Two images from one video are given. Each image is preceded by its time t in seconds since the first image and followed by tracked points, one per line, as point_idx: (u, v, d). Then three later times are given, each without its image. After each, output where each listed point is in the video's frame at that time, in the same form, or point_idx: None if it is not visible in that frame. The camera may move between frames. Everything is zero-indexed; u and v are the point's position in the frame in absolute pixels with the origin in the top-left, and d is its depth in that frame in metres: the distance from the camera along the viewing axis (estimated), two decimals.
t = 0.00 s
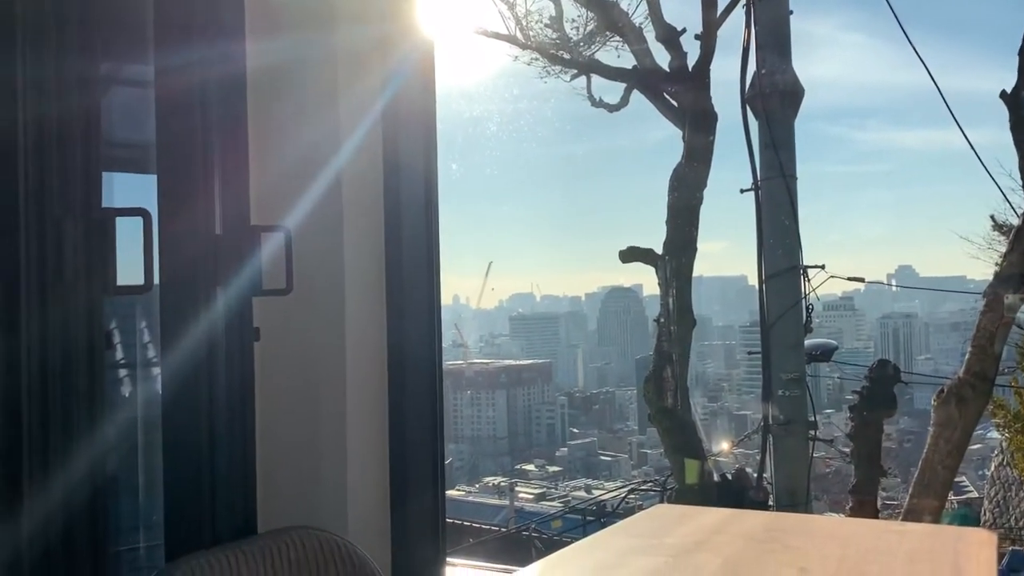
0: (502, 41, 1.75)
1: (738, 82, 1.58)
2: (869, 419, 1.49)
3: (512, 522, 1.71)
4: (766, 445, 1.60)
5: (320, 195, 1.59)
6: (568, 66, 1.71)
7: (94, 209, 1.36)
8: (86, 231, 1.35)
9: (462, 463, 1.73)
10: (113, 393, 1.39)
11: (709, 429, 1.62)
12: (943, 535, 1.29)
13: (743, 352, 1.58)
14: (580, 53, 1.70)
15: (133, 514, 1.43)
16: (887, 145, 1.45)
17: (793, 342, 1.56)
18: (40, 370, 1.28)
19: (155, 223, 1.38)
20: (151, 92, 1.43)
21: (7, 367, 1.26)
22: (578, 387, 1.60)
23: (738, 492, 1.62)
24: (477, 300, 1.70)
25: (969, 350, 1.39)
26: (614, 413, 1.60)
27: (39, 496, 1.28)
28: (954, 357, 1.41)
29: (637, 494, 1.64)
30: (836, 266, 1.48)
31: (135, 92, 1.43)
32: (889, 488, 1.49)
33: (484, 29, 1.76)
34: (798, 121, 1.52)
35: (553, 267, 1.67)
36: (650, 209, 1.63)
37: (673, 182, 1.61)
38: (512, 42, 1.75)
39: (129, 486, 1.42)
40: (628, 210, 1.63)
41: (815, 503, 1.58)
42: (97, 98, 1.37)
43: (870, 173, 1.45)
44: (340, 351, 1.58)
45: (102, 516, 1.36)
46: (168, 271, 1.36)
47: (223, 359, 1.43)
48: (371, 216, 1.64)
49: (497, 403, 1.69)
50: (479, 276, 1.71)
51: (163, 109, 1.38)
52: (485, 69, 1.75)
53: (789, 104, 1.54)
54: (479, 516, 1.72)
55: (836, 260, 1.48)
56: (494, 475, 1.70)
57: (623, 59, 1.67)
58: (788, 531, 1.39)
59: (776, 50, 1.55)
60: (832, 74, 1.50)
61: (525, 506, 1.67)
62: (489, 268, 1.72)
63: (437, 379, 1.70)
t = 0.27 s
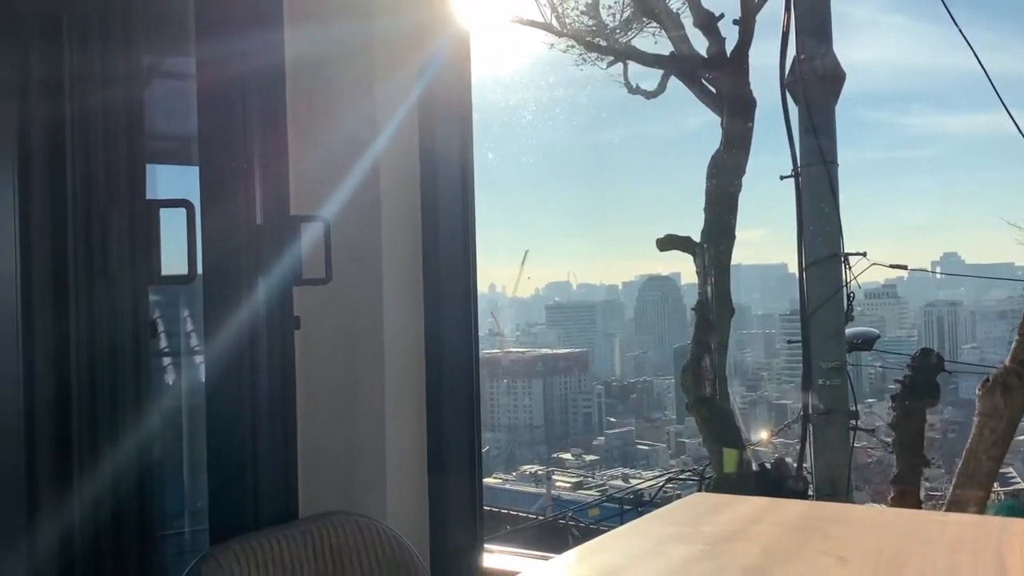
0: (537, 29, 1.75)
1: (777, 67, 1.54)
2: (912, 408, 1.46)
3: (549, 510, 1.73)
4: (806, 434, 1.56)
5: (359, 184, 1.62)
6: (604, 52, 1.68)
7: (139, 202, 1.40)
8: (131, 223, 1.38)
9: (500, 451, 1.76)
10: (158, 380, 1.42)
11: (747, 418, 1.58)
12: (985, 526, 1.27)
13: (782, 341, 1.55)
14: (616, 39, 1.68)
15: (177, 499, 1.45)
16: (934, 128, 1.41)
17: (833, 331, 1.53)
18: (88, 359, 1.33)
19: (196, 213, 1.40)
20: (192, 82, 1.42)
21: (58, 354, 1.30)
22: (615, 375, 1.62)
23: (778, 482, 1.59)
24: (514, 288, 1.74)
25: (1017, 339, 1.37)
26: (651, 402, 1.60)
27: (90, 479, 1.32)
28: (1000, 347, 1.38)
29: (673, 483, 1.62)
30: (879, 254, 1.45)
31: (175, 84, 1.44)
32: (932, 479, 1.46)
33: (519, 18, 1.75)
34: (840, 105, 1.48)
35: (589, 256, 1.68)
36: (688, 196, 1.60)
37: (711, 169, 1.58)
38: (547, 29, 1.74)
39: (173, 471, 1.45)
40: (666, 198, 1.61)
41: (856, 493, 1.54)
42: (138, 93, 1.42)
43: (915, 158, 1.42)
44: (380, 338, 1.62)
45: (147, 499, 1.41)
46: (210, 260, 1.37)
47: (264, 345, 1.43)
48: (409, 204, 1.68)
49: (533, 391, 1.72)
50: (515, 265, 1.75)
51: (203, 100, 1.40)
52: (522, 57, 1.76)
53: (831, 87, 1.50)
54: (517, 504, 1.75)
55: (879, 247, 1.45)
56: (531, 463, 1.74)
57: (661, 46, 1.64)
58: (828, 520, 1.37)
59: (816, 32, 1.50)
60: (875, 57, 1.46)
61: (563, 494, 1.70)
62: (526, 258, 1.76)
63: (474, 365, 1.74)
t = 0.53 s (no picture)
0: (579, 15, 1.74)
1: (822, 51, 1.49)
2: (961, 399, 1.42)
3: (590, 499, 1.74)
4: (852, 425, 1.52)
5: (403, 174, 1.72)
6: (646, 38, 1.67)
7: (188, 190, 1.39)
8: (180, 210, 1.37)
9: (540, 440, 1.80)
10: (205, 367, 1.42)
11: (791, 409, 1.55)
12: None
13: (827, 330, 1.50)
14: (658, 25, 1.66)
15: (226, 485, 1.47)
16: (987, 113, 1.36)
17: (879, 319, 1.48)
18: (139, 344, 1.32)
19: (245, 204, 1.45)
20: (237, 75, 1.48)
21: (110, 340, 1.30)
22: (656, 365, 1.62)
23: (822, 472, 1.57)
24: (553, 277, 1.76)
25: None
26: (693, 392, 1.60)
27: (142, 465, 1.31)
28: None
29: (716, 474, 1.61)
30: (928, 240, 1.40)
31: (220, 75, 1.48)
32: (982, 471, 1.42)
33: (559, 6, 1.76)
34: (887, 91, 1.44)
35: (629, 244, 1.68)
36: (731, 183, 1.58)
37: (755, 156, 1.55)
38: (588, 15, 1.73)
39: (221, 457, 1.46)
40: (710, 185, 1.60)
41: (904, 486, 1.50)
42: (185, 83, 1.40)
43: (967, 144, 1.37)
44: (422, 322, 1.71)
45: (196, 487, 1.39)
46: (258, 249, 1.46)
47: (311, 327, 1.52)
48: (447, 193, 1.79)
49: (572, 380, 1.74)
50: (555, 254, 1.77)
51: (250, 94, 1.47)
52: (563, 43, 1.76)
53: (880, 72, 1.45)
54: (558, 493, 1.77)
55: (928, 234, 1.41)
56: (570, 453, 1.75)
57: (704, 31, 1.61)
58: (874, 510, 1.35)
59: (865, 15, 1.45)
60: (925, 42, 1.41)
61: (603, 484, 1.71)
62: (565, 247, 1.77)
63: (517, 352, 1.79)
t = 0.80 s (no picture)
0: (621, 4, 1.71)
1: (871, 40, 1.46)
2: (1016, 394, 1.37)
3: (630, 492, 1.75)
4: (899, 420, 1.49)
5: (444, 164, 1.73)
6: (691, 27, 1.64)
7: (234, 181, 1.41)
8: (227, 201, 1.40)
9: (580, 432, 1.80)
10: (251, 357, 1.44)
11: (836, 403, 1.53)
12: None
13: (874, 323, 1.47)
14: (702, 13, 1.64)
15: (270, 472, 1.50)
16: None
17: (928, 313, 1.44)
18: (188, 334, 1.34)
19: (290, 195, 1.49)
20: (282, 68, 1.50)
21: (159, 330, 1.31)
22: (698, 358, 1.62)
23: (869, 467, 1.53)
24: (594, 270, 1.76)
25: None
26: (736, 386, 1.58)
27: (190, 454, 1.33)
28: None
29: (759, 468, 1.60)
30: (980, 231, 1.37)
31: (266, 68, 1.49)
32: None
33: None
34: (940, 79, 1.41)
35: (671, 235, 1.67)
36: (777, 173, 1.56)
37: (802, 146, 1.53)
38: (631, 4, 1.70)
39: (266, 446, 1.49)
40: (754, 175, 1.58)
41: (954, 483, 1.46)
42: (233, 76, 1.42)
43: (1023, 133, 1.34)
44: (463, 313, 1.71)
45: (242, 474, 1.42)
46: (303, 240, 1.49)
47: (353, 316, 1.56)
48: (490, 185, 1.79)
49: (614, 372, 1.74)
50: (596, 246, 1.77)
51: (297, 87, 1.51)
52: (608, 37, 1.75)
53: (932, 59, 1.41)
54: (598, 486, 1.78)
55: (981, 224, 1.37)
56: (611, 446, 1.75)
57: (749, 19, 1.59)
58: (923, 506, 1.32)
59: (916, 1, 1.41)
60: (981, 28, 1.37)
61: (644, 477, 1.71)
62: (606, 238, 1.76)
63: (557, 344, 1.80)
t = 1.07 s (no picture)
0: None
1: (917, 30, 1.44)
2: None
3: (667, 487, 1.75)
4: (943, 418, 1.46)
5: (482, 157, 1.74)
6: (731, 18, 1.62)
7: (277, 173, 1.43)
8: (268, 196, 1.42)
9: (616, 427, 1.79)
10: (290, 349, 1.46)
11: (878, 400, 1.50)
12: None
13: (917, 318, 1.45)
14: (743, 4, 1.62)
15: (309, 463, 1.51)
16: None
17: (973, 309, 1.42)
18: (231, 326, 1.37)
19: (331, 186, 1.48)
20: (322, 61, 1.50)
21: (203, 321, 1.33)
22: (737, 353, 1.62)
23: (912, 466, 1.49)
24: (630, 264, 1.76)
25: None
26: (775, 381, 1.58)
27: (234, 443, 1.36)
28: None
29: (798, 465, 1.58)
30: None
31: (305, 62, 1.50)
32: None
33: None
34: (988, 69, 1.38)
35: (709, 229, 1.66)
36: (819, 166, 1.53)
37: (845, 138, 1.50)
38: None
39: (308, 436, 1.51)
40: (795, 168, 1.55)
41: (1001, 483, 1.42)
42: (276, 72, 1.45)
43: None
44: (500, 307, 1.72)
45: (283, 464, 1.45)
46: (343, 232, 1.48)
47: (393, 308, 1.53)
48: (529, 179, 1.81)
49: (650, 367, 1.74)
50: (633, 240, 1.76)
51: (335, 83, 1.50)
52: (647, 30, 1.73)
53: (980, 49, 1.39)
54: (635, 481, 1.78)
55: None
56: (647, 441, 1.75)
57: (791, 10, 1.57)
58: (969, 505, 1.29)
59: None
60: None
61: (681, 472, 1.72)
62: (643, 232, 1.75)
63: (595, 340, 1.79)
